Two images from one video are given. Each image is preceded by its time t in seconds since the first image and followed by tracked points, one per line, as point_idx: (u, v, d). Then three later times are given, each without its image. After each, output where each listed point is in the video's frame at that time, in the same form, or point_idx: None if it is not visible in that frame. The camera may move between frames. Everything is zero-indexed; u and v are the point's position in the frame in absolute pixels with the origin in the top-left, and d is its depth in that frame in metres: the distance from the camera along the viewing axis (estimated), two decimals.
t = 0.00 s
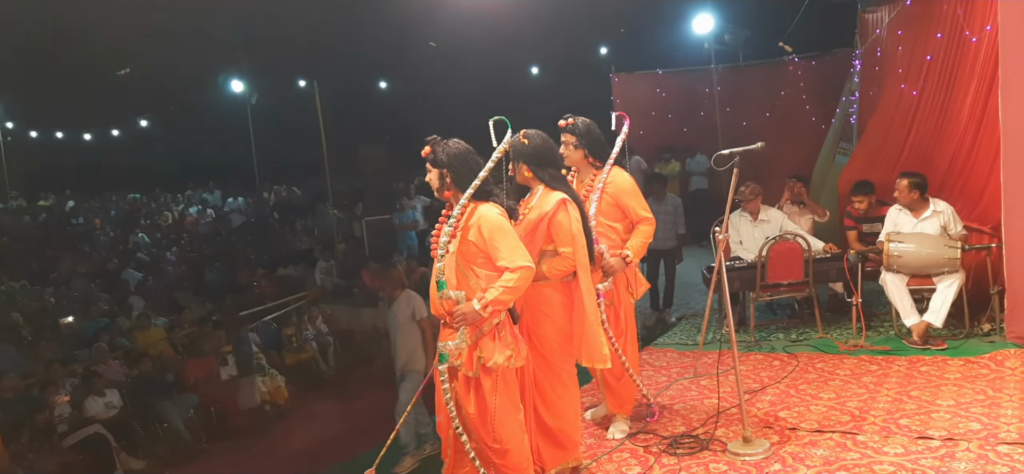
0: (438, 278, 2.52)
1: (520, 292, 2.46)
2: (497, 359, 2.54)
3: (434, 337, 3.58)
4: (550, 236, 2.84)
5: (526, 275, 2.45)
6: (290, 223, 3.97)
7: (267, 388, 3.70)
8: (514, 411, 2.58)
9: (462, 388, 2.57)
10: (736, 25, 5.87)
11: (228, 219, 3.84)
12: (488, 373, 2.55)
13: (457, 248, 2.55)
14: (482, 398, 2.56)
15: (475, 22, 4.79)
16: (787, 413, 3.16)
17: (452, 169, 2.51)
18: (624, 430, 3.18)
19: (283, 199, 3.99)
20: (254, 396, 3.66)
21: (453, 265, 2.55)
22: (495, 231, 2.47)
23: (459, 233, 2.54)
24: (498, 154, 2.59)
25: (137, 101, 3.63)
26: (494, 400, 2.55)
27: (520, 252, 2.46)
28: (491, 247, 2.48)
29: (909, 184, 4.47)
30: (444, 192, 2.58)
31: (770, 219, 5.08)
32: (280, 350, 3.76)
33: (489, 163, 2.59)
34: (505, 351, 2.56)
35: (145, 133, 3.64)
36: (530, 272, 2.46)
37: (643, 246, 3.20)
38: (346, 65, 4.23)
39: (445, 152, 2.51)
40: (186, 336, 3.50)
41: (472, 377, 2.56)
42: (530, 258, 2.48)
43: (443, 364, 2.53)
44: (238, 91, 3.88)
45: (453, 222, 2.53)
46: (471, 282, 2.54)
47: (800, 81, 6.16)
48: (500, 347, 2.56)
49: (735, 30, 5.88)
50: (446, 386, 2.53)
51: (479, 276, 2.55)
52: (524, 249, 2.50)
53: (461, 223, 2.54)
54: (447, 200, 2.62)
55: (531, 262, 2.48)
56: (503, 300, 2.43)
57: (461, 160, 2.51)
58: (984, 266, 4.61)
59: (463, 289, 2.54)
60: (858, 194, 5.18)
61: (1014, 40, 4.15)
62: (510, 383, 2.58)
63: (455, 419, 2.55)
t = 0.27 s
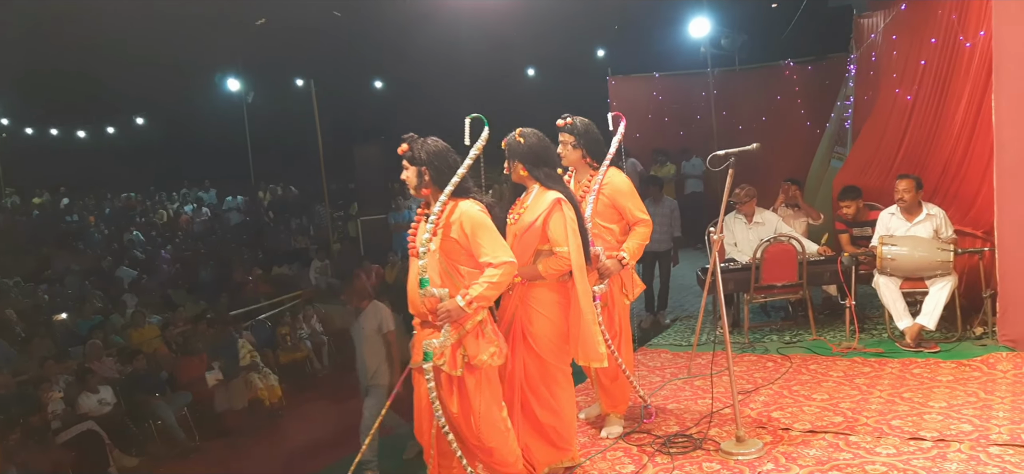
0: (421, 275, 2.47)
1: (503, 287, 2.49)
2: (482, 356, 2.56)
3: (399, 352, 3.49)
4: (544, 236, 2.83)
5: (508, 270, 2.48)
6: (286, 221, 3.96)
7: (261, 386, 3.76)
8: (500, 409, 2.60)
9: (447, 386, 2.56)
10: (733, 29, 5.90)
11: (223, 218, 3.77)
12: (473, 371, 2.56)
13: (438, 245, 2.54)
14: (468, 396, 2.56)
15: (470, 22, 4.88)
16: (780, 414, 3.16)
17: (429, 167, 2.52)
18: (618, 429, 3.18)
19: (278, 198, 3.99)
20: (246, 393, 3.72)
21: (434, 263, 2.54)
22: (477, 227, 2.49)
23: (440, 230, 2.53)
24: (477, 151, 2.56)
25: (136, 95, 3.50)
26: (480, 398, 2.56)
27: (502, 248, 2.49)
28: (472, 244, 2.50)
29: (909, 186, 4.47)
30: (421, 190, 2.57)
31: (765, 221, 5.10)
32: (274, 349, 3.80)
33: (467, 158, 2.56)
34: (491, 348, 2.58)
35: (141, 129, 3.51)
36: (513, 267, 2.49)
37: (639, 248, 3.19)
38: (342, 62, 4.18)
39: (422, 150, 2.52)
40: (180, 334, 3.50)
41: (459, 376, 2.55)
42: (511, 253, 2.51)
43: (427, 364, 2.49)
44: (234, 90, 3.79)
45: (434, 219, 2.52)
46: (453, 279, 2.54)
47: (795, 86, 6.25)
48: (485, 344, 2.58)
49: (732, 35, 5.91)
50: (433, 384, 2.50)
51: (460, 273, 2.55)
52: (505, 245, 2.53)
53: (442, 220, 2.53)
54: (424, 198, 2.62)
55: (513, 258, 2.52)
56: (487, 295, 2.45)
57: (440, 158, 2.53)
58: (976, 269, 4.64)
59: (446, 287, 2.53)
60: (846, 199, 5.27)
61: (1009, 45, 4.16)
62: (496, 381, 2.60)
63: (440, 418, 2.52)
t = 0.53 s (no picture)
0: (406, 269, 2.44)
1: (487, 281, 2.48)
2: (465, 351, 2.56)
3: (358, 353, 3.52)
4: (538, 233, 2.82)
5: (492, 264, 2.48)
6: (281, 220, 3.89)
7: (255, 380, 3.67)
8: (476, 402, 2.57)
9: (428, 379, 2.53)
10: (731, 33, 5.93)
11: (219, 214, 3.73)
12: (455, 365, 2.53)
13: (421, 240, 2.51)
14: (450, 390, 2.52)
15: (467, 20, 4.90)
16: (773, 413, 3.17)
17: (413, 162, 2.51)
18: (611, 423, 3.19)
19: (273, 196, 3.92)
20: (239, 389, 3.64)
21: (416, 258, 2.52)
22: (461, 221, 2.48)
23: (422, 224, 2.51)
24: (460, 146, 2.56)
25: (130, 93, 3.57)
26: (460, 389, 2.53)
27: (486, 242, 2.49)
28: (456, 238, 2.50)
29: (904, 187, 4.50)
30: (403, 185, 2.55)
31: (759, 222, 5.11)
32: (267, 345, 3.70)
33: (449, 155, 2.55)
34: (474, 342, 2.60)
35: (138, 125, 3.57)
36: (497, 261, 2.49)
37: (635, 247, 3.19)
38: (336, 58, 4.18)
39: (404, 145, 2.50)
40: (173, 329, 3.46)
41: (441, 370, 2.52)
42: (494, 248, 2.52)
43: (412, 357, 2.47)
44: (231, 87, 3.82)
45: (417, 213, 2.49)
46: (435, 274, 2.52)
47: (791, 90, 6.16)
48: (469, 338, 2.59)
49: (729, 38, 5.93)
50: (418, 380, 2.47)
51: (443, 269, 2.54)
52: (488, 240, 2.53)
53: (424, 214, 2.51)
54: (404, 193, 2.59)
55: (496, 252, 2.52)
56: (473, 289, 2.44)
57: (423, 153, 2.53)
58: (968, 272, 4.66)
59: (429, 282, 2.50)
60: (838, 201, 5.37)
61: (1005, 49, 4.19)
62: (471, 375, 2.58)
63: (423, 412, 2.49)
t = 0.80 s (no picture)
0: (403, 263, 2.43)
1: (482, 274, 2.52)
2: (456, 344, 2.59)
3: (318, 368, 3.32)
4: (535, 232, 2.82)
5: (485, 259, 2.52)
6: (280, 218, 3.87)
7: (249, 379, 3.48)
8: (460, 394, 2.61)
9: (422, 374, 2.49)
10: (730, 37, 5.87)
11: (221, 212, 3.92)
12: (446, 359, 2.55)
13: (416, 236, 2.50)
14: (443, 384, 2.53)
15: (468, 19, 4.91)
16: (770, 414, 3.16)
17: (406, 157, 2.50)
18: (607, 425, 3.18)
19: (273, 195, 3.94)
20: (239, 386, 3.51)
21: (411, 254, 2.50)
22: (454, 217, 2.49)
23: (416, 220, 2.49)
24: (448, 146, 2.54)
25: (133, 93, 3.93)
26: (450, 382, 2.56)
27: (478, 236, 2.53)
28: (450, 234, 2.51)
29: (904, 190, 4.51)
30: (396, 181, 2.52)
31: (759, 225, 5.10)
32: (265, 343, 3.48)
33: (439, 153, 2.57)
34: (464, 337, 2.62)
35: (139, 124, 3.91)
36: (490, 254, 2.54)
37: (635, 248, 3.20)
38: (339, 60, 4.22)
39: (396, 141, 2.48)
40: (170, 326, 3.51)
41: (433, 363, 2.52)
42: (486, 243, 2.55)
43: (410, 352, 2.46)
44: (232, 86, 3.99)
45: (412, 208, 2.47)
46: (431, 269, 2.52)
47: (791, 93, 6.06)
48: (461, 333, 2.61)
49: (729, 42, 5.89)
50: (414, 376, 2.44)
51: (436, 265, 2.54)
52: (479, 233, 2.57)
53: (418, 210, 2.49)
54: (395, 189, 2.56)
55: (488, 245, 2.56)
56: (467, 283, 2.48)
57: (415, 148, 2.51)
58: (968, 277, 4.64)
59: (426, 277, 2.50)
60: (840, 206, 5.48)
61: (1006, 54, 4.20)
62: (457, 368, 2.61)
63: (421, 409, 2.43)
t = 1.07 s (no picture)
0: (403, 264, 2.39)
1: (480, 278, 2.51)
2: (454, 345, 2.54)
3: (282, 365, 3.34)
4: (530, 235, 2.82)
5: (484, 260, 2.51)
6: (283, 218, 4.04)
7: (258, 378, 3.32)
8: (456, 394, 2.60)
9: (419, 375, 2.46)
10: (736, 45, 5.92)
11: (223, 212, 4.02)
12: (443, 357, 2.52)
13: (414, 235, 2.48)
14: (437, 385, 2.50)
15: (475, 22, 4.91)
16: (769, 422, 3.15)
17: (407, 157, 2.51)
18: (606, 430, 3.17)
19: (276, 195, 4.08)
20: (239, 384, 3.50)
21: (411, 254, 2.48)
22: (453, 218, 2.49)
23: (416, 219, 2.48)
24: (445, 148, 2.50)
25: (137, 92, 4.00)
26: (444, 383, 2.53)
27: (477, 239, 2.52)
28: (449, 234, 2.51)
29: (908, 200, 4.49)
30: (397, 180, 2.52)
31: (762, 232, 5.10)
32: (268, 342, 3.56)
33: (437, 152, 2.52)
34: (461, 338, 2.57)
35: (147, 122, 3.99)
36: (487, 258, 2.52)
37: (636, 254, 3.14)
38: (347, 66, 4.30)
39: (398, 141, 2.50)
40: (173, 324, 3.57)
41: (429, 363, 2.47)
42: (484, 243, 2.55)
43: (410, 353, 2.42)
44: (239, 87, 4.07)
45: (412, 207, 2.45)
46: (429, 270, 2.50)
47: (796, 103, 6.11)
48: (457, 333, 2.57)
49: (735, 50, 5.93)
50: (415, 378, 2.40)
51: (434, 265, 2.51)
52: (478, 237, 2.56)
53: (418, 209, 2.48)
54: (394, 189, 2.55)
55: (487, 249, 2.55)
56: (467, 284, 2.46)
57: (415, 148, 2.52)
58: (972, 288, 4.62)
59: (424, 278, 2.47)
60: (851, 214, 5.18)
61: (1013, 65, 4.18)
62: (453, 369, 2.58)
63: (422, 411, 2.39)
